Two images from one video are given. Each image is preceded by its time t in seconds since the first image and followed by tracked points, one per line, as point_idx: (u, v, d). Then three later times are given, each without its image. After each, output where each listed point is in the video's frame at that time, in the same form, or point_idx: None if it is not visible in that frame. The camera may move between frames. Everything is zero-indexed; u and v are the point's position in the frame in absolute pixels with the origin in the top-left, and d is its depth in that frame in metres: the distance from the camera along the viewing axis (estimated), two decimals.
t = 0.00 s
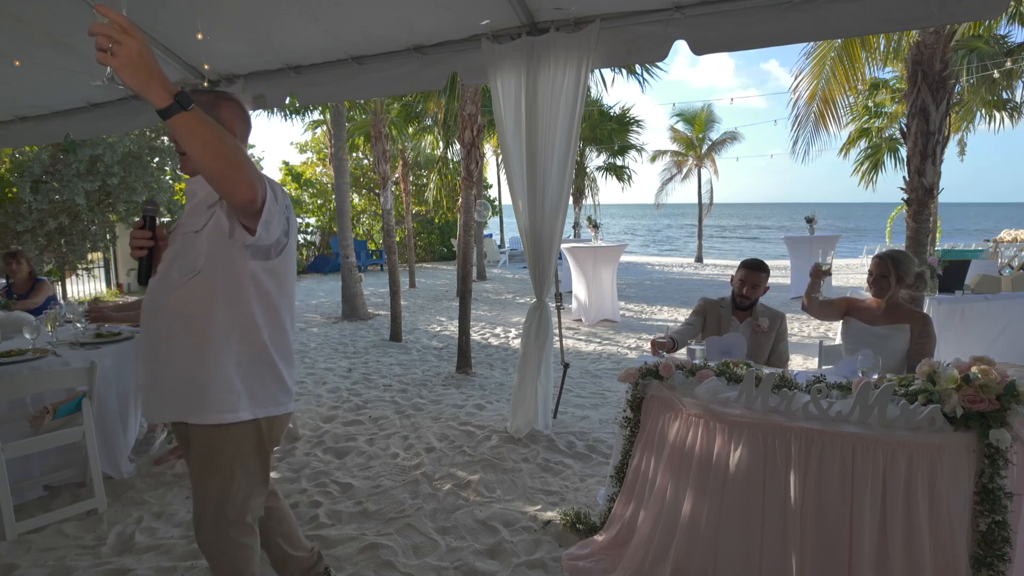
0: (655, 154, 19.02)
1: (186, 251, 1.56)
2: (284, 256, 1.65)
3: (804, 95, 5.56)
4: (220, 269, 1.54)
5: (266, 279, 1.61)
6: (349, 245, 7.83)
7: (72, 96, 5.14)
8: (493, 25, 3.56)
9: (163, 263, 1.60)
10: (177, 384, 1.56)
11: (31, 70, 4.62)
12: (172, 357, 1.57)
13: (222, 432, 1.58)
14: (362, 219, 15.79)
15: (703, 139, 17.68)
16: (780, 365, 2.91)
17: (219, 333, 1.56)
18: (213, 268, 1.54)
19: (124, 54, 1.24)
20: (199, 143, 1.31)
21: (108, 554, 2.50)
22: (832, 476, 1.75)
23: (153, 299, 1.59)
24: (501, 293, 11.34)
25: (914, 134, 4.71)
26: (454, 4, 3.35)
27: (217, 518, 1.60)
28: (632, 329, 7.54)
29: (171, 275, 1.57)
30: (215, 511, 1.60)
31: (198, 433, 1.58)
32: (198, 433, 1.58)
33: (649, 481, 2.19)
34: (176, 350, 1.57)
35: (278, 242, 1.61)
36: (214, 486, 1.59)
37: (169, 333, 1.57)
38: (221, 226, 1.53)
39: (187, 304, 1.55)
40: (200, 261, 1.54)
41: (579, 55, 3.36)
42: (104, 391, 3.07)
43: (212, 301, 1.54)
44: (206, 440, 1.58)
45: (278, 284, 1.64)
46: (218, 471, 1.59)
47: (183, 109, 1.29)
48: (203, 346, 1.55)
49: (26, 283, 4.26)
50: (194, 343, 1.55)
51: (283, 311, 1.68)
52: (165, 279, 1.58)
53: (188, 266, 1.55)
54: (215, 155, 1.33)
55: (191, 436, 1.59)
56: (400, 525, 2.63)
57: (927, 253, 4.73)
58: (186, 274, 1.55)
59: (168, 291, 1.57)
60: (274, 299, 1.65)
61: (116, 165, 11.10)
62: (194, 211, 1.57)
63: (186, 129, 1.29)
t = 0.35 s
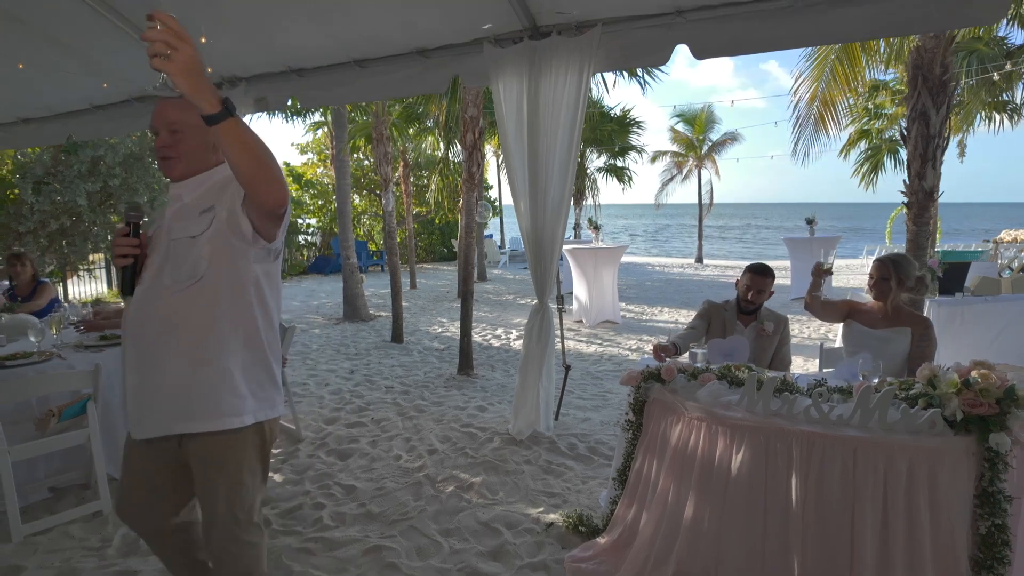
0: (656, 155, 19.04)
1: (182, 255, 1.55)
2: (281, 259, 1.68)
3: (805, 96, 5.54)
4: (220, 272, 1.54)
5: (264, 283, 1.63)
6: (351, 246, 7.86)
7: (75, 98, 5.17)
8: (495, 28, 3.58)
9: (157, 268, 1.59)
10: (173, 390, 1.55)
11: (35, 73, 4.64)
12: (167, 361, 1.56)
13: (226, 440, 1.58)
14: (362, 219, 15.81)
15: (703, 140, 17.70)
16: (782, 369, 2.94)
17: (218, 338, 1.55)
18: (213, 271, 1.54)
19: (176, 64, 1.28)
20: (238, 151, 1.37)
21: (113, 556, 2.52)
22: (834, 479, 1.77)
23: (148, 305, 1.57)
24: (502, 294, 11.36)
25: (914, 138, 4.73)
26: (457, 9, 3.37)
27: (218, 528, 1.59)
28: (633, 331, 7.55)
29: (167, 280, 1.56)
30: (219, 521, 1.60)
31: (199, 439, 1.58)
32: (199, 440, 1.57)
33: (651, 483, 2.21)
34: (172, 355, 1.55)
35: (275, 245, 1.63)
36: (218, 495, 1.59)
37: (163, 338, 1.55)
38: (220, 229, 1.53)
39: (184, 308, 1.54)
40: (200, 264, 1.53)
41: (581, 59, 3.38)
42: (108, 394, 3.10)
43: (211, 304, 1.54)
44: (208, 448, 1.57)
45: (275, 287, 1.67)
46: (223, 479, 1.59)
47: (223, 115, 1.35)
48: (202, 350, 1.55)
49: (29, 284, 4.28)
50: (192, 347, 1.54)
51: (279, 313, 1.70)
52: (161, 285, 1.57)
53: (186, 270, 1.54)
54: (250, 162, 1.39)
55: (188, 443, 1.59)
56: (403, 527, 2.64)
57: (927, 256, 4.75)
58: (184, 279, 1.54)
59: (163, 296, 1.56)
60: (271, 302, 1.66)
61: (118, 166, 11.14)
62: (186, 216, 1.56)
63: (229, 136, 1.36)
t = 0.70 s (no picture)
0: (656, 157, 19.08)
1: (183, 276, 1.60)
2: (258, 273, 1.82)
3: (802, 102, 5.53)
4: (226, 287, 1.63)
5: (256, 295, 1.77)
6: (351, 251, 7.90)
7: (78, 106, 5.20)
8: (496, 41, 3.62)
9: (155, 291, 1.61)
10: (186, 406, 1.60)
11: (39, 82, 4.69)
12: (177, 380, 1.61)
13: (235, 449, 1.65)
14: (363, 222, 15.85)
15: (703, 142, 17.74)
16: (778, 380, 2.96)
17: (226, 349, 1.64)
18: (220, 287, 1.63)
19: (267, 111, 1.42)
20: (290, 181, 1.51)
21: (120, 566, 2.56)
22: (828, 492, 1.80)
23: (153, 327, 1.60)
24: (502, 297, 11.40)
25: (909, 150, 4.79)
26: (459, 22, 3.41)
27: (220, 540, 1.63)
28: (632, 335, 7.59)
29: (167, 303, 1.59)
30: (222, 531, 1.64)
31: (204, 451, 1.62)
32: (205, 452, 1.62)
33: (649, 494, 2.25)
34: (183, 372, 1.61)
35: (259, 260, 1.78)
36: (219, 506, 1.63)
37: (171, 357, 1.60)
38: (218, 247, 1.62)
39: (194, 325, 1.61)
40: (205, 282, 1.60)
41: (580, 73, 3.41)
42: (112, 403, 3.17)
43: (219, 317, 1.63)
44: (214, 460, 1.62)
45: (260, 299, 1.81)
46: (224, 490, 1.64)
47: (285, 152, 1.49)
48: (213, 363, 1.62)
49: (36, 291, 4.30)
50: (203, 361, 1.62)
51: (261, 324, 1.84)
52: (162, 305, 1.60)
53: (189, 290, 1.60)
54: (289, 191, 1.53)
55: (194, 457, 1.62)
56: (405, 537, 2.68)
57: (923, 264, 4.79)
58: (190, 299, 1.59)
59: (167, 316, 1.60)
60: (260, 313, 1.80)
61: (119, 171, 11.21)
62: (177, 238, 1.62)
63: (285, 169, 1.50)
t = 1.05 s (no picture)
0: (660, 158, 19.08)
1: (191, 286, 1.69)
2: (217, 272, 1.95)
3: (804, 106, 5.59)
4: (225, 286, 1.79)
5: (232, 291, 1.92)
6: (357, 254, 7.94)
7: (87, 110, 5.24)
8: (501, 47, 3.65)
9: (162, 302, 1.66)
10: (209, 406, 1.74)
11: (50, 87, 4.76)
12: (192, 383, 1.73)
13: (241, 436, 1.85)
14: (367, 223, 15.91)
15: (707, 143, 17.74)
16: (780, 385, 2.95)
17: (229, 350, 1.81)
18: (221, 287, 1.77)
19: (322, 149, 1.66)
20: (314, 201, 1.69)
21: (131, 568, 2.60)
22: (829, 496, 1.83)
23: (169, 335, 1.69)
24: (506, 299, 11.43)
25: (912, 156, 4.82)
26: (464, 28, 3.44)
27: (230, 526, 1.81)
28: (636, 337, 7.61)
29: (180, 312, 1.68)
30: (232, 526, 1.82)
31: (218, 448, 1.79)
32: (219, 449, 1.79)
33: (653, 500, 2.27)
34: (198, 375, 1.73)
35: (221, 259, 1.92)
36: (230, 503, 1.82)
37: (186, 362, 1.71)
38: (211, 255, 1.74)
39: (206, 330, 1.74)
40: (211, 287, 1.74)
41: (584, 80, 3.43)
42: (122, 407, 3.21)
43: (224, 321, 1.78)
44: (228, 451, 1.80)
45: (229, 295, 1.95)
46: (235, 489, 1.83)
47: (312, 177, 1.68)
48: (224, 363, 1.79)
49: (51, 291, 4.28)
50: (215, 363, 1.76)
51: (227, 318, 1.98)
52: (174, 313, 1.68)
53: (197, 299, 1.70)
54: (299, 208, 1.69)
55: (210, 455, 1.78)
56: (411, 540, 2.71)
57: (927, 269, 4.80)
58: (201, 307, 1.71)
59: (179, 322, 1.69)
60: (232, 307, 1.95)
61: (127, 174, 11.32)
62: (171, 250, 1.68)
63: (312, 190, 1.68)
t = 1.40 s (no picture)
0: (672, 158, 19.01)
1: (230, 281, 1.84)
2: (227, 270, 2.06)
3: (818, 106, 5.54)
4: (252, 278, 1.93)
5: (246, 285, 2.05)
6: (370, 254, 7.99)
7: (107, 113, 5.33)
8: (516, 49, 3.66)
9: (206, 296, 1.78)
10: (247, 392, 1.88)
11: (72, 90, 4.85)
12: (234, 370, 1.85)
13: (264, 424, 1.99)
14: (380, 223, 16.01)
15: (720, 143, 17.64)
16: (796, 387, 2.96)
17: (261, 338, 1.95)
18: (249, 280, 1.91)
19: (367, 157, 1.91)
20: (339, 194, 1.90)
21: (153, 563, 2.65)
22: (848, 498, 1.82)
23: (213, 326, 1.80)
24: (518, 299, 11.44)
25: (931, 157, 4.78)
26: (480, 31, 3.46)
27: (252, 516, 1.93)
28: (649, 338, 7.59)
29: (223, 304, 1.81)
30: (257, 512, 1.94)
31: (245, 436, 1.92)
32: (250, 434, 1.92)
33: (669, 501, 2.27)
34: (238, 365, 1.86)
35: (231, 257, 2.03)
36: (252, 493, 1.93)
37: (229, 351, 1.83)
38: (242, 252, 1.88)
39: (242, 321, 1.89)
40: (241, 280, 1.86)
41: (600, 81, 3.44)
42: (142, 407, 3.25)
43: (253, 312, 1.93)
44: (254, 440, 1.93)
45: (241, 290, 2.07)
46: (256, 480, 1.94)
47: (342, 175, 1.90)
48: (259, 351, 1.94)
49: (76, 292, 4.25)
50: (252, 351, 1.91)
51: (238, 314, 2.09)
52: (213, 306, 1.79)
53: (235, 293, 1.84)
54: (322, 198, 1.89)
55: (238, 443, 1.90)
56: (427, 539, 2.73)
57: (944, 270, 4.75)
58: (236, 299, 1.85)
59: (218, 314, 1.81)
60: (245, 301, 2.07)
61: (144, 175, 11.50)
62: (202, 249, 1.79)
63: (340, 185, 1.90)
